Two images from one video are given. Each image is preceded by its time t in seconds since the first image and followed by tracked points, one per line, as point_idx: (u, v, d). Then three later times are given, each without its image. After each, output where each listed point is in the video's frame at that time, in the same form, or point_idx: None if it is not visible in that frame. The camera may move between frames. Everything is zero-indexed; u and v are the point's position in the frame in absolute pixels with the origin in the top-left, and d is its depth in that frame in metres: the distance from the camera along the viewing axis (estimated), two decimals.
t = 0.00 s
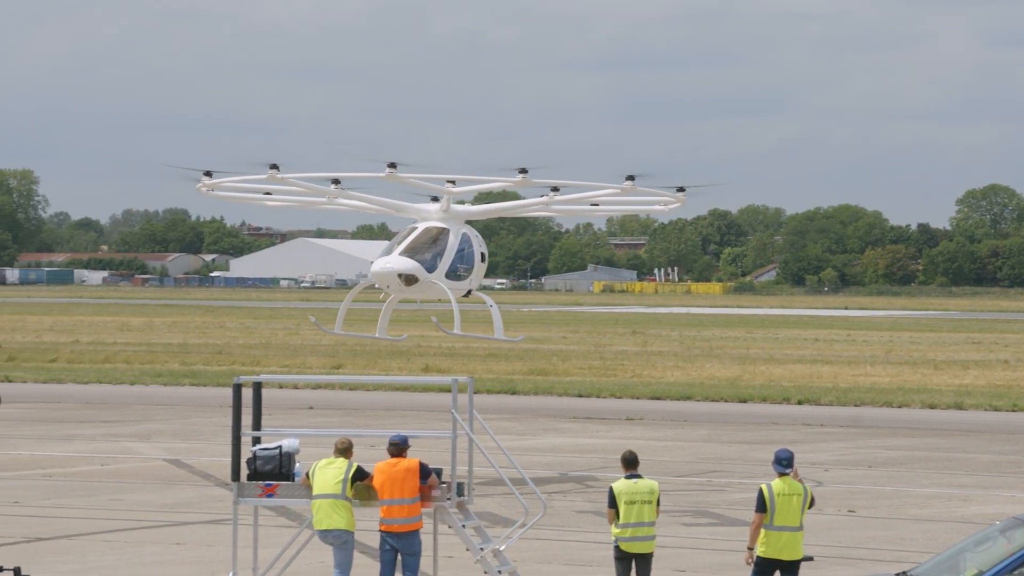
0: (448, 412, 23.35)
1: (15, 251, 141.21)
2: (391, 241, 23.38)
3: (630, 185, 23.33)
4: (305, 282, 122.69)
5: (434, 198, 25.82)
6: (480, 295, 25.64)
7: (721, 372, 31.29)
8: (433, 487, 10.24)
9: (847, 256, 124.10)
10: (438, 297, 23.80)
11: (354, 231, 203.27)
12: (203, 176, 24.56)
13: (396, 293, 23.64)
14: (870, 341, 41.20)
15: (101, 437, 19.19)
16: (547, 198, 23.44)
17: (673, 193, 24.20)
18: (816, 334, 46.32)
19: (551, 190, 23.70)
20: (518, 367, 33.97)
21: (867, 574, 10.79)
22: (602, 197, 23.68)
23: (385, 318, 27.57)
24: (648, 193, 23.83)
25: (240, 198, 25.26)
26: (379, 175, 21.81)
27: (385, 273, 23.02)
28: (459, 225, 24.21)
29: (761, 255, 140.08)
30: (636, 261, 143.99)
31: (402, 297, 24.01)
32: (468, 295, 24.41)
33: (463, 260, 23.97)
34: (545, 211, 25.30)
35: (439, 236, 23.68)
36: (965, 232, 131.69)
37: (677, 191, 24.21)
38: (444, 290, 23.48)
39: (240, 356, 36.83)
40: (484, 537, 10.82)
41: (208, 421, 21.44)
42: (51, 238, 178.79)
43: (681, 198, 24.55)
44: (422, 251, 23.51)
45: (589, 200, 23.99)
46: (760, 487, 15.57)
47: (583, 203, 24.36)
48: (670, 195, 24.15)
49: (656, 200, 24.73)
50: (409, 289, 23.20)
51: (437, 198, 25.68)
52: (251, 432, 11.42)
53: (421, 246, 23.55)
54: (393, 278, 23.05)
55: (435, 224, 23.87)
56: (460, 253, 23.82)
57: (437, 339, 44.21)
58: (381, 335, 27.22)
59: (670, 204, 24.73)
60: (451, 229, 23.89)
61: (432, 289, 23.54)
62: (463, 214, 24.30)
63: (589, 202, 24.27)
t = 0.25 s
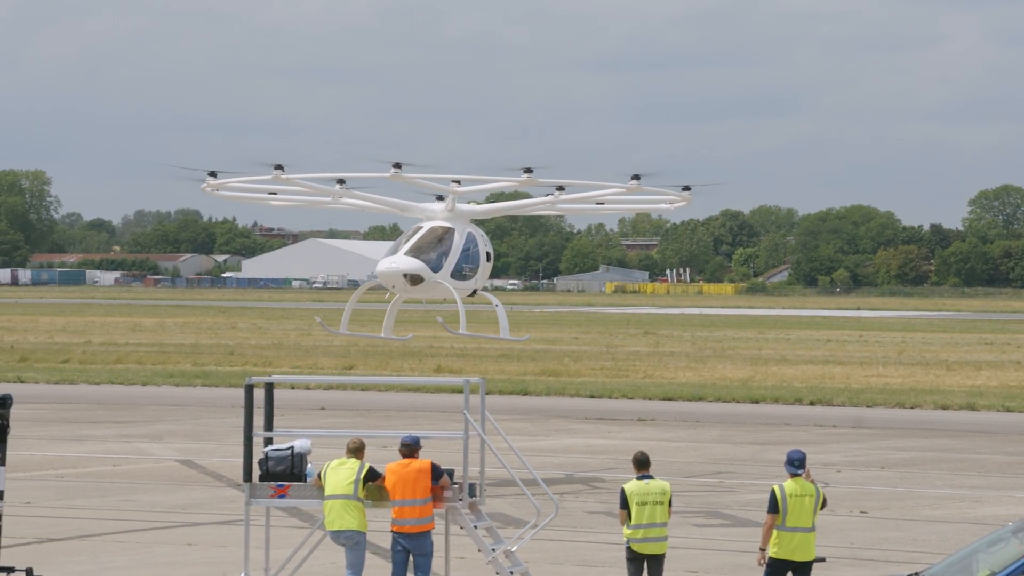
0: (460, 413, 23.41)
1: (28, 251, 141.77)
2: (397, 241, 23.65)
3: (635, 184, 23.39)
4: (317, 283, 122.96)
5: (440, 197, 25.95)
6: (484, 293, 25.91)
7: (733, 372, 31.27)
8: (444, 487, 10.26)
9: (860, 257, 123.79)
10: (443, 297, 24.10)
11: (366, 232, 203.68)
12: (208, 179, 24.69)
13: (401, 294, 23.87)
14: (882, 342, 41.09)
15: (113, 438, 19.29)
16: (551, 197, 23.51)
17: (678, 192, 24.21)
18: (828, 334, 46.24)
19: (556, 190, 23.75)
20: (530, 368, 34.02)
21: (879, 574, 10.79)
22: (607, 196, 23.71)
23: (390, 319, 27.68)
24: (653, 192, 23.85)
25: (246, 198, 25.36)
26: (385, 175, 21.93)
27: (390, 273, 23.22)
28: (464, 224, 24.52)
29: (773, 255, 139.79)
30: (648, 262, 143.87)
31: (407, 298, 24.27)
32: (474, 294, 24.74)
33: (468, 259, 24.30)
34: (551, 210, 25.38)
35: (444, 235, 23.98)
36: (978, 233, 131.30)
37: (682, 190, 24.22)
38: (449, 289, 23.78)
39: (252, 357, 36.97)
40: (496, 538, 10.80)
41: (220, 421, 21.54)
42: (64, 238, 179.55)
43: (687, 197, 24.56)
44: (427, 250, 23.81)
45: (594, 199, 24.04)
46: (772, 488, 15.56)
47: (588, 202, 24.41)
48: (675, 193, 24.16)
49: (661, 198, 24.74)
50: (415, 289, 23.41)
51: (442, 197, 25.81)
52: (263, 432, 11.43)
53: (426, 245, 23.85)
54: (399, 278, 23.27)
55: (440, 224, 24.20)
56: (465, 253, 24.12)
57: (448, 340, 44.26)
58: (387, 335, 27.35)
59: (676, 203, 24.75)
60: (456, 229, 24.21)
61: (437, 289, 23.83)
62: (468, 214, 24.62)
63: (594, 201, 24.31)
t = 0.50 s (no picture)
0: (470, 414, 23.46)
1: (37, 252, 142.02)
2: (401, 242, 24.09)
3: (640, 184, 23.40)
4: (326, 283, 123.06)
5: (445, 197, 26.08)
6: (487, 293, 26.42)
7: (742, 373, 31.27)
8: (453, 488, 10.29)
9: (869, 258, 123.46)
10: (446, 296, 24.66)
11: (375, 232, 203.90)
12: (210, 180, 24.69)
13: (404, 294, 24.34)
14: (892, 343, 41.01)
15: (123, 438, 19.36)
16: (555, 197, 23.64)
17: (681, 192, 24.27)
18: (837, 335, 46.14)
19: (560, 189, 23.82)
20: (538, 368, 34.05)
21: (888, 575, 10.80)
22: (610, 198, 23.81)
23: (394, 319, 27.75)
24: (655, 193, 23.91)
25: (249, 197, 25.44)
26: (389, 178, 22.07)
27: (395, 274, 23.69)
28: (467, 224, 25.08)
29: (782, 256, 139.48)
30: (657, 263, 143.71)
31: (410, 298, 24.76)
32: (477, 294, 25.27)
33: (471, 260, 24.85)
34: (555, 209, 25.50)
35: (448, 235, 24.47)
36: (988, 233, 130.89)
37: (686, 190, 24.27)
38: (453, 289, 24.33)
39: (261, 357, 37.04)
40: (505, 540, 10.83)
41: (230, 422, 21.61)
42: (74, 240, 180.08)
43: (691, 197, 24.56)
44: (432, 250, 24.30)
45: (598, 200, 24.15)
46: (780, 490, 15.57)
47: (592, 203, 24.51)
48: (678, 193, 24.22)
49: (665, 198, 24.79)
50: (418, 289, 23.90)
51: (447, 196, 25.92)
52: (273, 432, 11.48)
53: (430, 245, 24.32)
54: (403, 279, 23.73)
55: (445, 224, 24.71)
56: (468, 253, 24.66)
57: (456, 341, 44.28)
58: (391, 335, 27.45)
59: (679, 203, 24.80)
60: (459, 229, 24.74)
61: (441, 289, 24.36)
62: (471, 213, 25.11)
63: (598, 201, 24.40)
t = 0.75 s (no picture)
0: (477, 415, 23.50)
1: (43, 253, 142.17)
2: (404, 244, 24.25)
3: (642, 186, 23.45)
4: (333, 284, 123.16)
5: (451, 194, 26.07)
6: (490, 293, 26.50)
7: (748, 374, 31.24)
8: (460, 489, 10.29)
9: (875, 259, 123.29)
10: (449, 297, 24.81)
11: (382, 233, 204.12)
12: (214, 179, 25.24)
13: (408, 293, 24.62)
14: (898, 344, 41.00)
15: (130, 439, 19.39)
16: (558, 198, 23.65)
17: (683, 193, 24.30)
18: (844, 336, 46.07)
19: (564, 190, 23.87)
20: (545, 369, 34.08)
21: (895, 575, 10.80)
22: (614, 199, 23.80)
23: (397, 319, 27.73)
24: (660, 193, 23.98)
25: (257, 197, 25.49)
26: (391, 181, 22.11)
27: (397, 275, 23.95)
28: (471, 225, 25.06)
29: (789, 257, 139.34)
30: (663, 264, 143.61)
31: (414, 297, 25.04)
32: (480, 294, 25.33)
33: (475, 260, 24.90)
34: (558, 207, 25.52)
35: (451, 236, 24.55)
36: (995, 234, 130.62)
37: (688, 190, 24.29)
38: (455, 290, 24.50)
39: (268, 358, 37.07)
40: (512, 540, 10.83)
41: (236, 423, 21.64)
42: (80, 240, 180.47)
43: (693, 197, 24.59)
44: (435, 251, 24.42)
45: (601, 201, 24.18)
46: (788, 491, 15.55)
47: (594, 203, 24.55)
48: (680, 194, 24.27)
49: (667, 199, 24.82)
50: (421, 291, 24.15)
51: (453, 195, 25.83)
52: (280, 432, 11.48)
53: (433, 246, 24.47)
54: (405, 280, 23.98)
55: (448, 224, 24.73)
56: (471, 253, 24.73)
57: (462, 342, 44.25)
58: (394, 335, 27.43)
59: (681, 204, 24.82)
60: (463, 231, 24.76)
61: (443, 290, 24.56)
62: (474, 213, 25.07)
63: (600, 202, 24.39)
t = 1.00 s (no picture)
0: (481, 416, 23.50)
1: (49, 254, 142.37)
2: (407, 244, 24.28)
3: (644, 188, 23.46)
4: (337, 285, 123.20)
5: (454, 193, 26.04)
6: (491, 293, 26.52)
7: (753, 375, 31.17)
8: (465, 490, 10.29)
9: (880, 260, 123.11)
10: (451, 298, 24.85)
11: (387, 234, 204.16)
12: (214, 179, 25.31)
13: (410, 294, 24.64)
14: (903, 345, 40.94)
15: (135, 440, 19.42)
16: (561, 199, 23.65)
17: (684, 193, 24.33)
18: (849, 337, 45.98)
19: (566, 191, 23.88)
20: (550, 370, 34.07)
21: None
22: (615, 199, 23.81)
23: (400, 320, 27.70)
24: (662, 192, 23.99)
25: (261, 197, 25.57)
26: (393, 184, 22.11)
27: (400, 276, 23.97)
28: (473, 224, 25.06)
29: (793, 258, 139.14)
30: (668, 265, 143.47)
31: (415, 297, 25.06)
32: (481, 294, 25.31)
33: (476, 259, 24.92)
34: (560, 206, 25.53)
35: (453, 236, 24.58)
36: (1000, 235, 130.41)
37: (689, 190, 24.31)
38: (457, 291, 24.52)
39: (273, 359, 37.09)
40: (517, 542, 10.84)
41: (241, 424, 21.66)
42: (85, 241, 180.79)
43: (696, 197, 24.57)
44: (437, 251, 24.47)
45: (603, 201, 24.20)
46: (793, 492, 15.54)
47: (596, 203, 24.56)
48: (681, 194, 24.31)
49: (668, 199, 24.84)
50: (424, 291, 24.15)
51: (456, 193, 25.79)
52: (285, 432, 11.51)
53: (435, 246, 24.50)
54: (408, 281, 24.00)
55: (450, 224, 24.74)
56: (473, 253, 24.74)
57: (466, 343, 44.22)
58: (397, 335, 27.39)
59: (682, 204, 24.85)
60: (465, 231, 24.76)
61: (445, 291, 24.58)
62: (476, 213, 25.04)
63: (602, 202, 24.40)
